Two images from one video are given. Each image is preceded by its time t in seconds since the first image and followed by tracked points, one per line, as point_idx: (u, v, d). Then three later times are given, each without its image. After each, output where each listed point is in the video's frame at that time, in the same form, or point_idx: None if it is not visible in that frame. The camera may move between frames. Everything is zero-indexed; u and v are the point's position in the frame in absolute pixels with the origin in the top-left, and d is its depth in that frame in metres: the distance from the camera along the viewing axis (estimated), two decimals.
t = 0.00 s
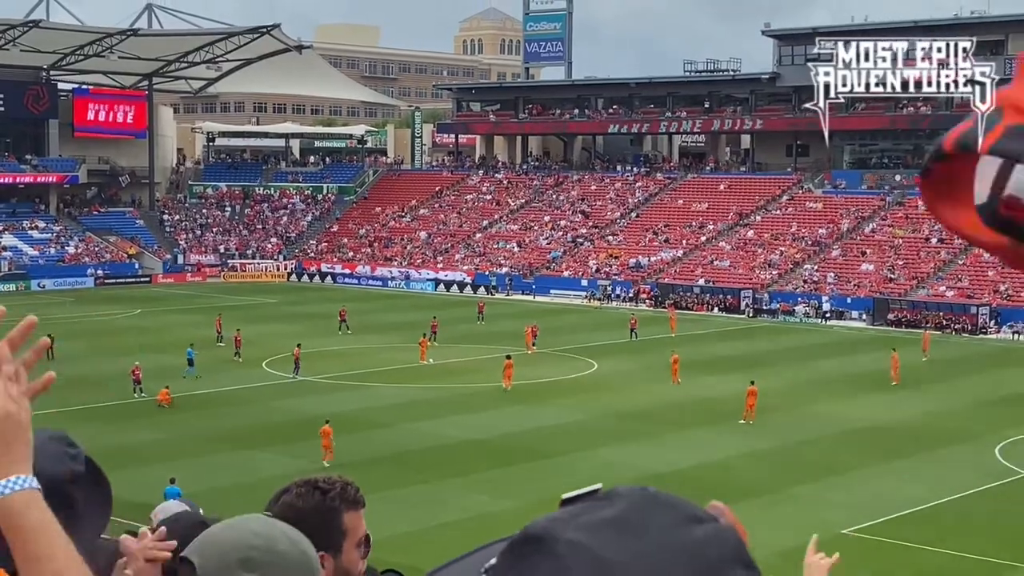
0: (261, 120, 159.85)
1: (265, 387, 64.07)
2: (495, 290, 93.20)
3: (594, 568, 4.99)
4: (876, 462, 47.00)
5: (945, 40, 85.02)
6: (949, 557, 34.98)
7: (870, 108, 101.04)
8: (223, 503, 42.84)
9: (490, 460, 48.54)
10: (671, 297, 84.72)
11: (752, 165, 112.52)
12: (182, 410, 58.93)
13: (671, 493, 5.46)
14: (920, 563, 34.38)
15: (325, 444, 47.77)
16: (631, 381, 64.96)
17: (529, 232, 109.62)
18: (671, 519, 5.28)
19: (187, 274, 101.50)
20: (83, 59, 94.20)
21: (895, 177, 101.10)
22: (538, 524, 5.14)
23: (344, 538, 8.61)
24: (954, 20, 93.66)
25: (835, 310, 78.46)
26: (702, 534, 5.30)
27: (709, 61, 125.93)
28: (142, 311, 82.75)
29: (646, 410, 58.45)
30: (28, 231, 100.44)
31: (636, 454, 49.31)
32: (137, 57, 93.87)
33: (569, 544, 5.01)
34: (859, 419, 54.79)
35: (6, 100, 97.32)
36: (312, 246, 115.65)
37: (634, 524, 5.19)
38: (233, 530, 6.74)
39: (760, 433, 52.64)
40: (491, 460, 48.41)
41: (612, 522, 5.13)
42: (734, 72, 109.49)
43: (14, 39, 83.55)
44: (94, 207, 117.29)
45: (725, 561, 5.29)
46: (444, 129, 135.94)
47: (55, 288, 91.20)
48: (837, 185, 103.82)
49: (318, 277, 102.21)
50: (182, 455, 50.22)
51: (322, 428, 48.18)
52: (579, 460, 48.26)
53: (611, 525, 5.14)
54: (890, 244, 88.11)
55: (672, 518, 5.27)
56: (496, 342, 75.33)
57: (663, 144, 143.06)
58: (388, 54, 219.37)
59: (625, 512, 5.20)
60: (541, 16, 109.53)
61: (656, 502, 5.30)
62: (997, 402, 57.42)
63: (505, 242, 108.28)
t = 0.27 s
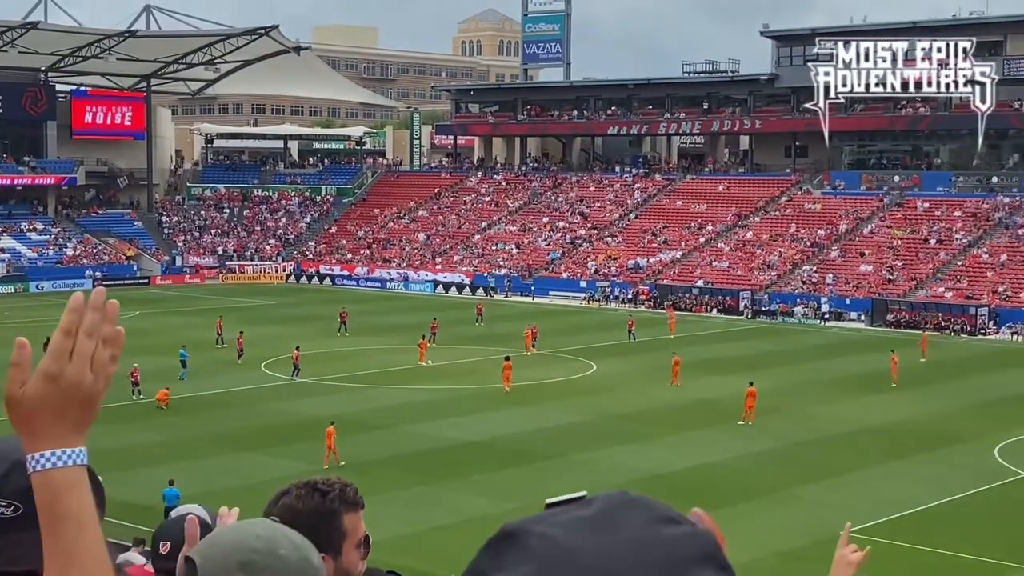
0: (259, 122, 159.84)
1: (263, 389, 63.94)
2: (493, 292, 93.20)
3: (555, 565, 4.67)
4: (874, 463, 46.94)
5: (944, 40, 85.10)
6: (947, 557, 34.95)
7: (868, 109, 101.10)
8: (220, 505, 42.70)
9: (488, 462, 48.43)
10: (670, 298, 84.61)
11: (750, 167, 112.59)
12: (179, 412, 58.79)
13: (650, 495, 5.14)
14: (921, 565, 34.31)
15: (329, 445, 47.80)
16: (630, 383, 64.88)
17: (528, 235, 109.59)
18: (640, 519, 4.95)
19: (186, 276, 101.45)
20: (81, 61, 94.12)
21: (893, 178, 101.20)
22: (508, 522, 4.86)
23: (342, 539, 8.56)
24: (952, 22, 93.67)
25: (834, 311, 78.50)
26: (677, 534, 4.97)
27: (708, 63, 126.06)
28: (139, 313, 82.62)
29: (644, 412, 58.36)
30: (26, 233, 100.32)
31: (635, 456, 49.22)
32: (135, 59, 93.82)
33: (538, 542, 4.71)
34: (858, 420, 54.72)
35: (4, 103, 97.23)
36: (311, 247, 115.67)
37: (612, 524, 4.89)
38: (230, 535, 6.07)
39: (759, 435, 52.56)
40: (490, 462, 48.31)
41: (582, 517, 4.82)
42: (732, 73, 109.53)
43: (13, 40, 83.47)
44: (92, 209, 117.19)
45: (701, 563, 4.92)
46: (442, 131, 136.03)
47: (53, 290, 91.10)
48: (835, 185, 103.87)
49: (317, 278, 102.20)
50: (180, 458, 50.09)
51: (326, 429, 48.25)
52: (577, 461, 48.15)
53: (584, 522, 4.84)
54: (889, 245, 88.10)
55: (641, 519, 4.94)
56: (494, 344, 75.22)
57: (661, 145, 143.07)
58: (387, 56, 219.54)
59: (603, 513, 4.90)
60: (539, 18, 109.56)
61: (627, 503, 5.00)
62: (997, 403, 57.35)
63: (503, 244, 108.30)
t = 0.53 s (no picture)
0: (257, 124, 159.75)
1: (261, 391, 63.92)
2: (492, 293, 93.21)
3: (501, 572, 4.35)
4: (872, 465, 46.97)
5: (944, 40, 85.16)
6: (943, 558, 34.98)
7: (867, 110, 101.16)
8: (218, 507, 42.67)
9: (486, 463, 48.43)
10: (668, 299, 84.62)
11: (748, 167, 112.57)
12: (177, 415, 58.76)
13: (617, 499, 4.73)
14: (919, 565, 34.27)
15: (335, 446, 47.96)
16: (627, 384, 64.90)
17: (526, 235, 109.53)
18: (598, 523, 4.54)
19: (184, 278, 101.43)
20: (79, 63, 94.11)
21: (891, 179, 101.20)
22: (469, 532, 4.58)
23: (343, 543, 8.60)
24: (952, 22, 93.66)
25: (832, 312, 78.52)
26: (633, 537, 4.53)
27: (706, 64, 126.08)
28: (138, 315, 82.64)
29: (642, 413, 58.38)
30: (24, 235, 100.35)
31: (632, 457, 49.22)
32: (133, 60, 93.80)
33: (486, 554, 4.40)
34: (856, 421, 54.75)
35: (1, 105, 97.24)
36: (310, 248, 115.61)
37: (569, 526, 4.51)
38: (236, 539, 6.30)
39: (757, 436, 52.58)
40: (488, 463, 48.31)
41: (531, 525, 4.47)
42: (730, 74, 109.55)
43: (10, 42, 83.38)
44: (90, 211, 117.15)
45: (652, 563, 4.49)
46: (440, 132, 135.99)
47: (52, 292, 91.02)
48: (833, 186, 103.89)
49: (315, 280, 102.13)
50: (178, 460, 50.06)
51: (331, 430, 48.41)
52: (576, 463, 48.15)
53: (540, 526, 4.45)
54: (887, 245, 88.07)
55: (598, 524, 4.53)
56: (492, 345, 75.23)
57: (659, 147, 143.08)
58: (385, 58, 219.54)
59: (563, 516, 4.53)
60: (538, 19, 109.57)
61: (589, 507, 4.61)
62: (995, 404, 57.36)
63: (501, 245, 108.25)
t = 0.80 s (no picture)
0: (255, 125, 159.86)
1: (259, 393, 63.92)
2: (490, 294, 93.30)
3: (537, 566, 4.40)
4: (873, 465, 46.99)
5: (944, 40, 85.20)
6: (944, 558, 35.02)
7: (864, 110, 101.30)
8: (218, 510, 42.65)
9: (485, 465, 48.43)
10: (667, 300, 84.67)
11: (746, 168, 112.64)
12: (175, 417, 58.75)
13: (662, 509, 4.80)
14: (918, 566, 34.33)
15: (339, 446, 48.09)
16: (626, 385, 64.89)
17: (524, 236, 109.53)
18: (638, 529, 4.61)
19: (183, 279, 101.44)
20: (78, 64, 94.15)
21: (889, 179, 101.17)
22: (512, 527, 4.64)
23: (344, 544, 8.61)
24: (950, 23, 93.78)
25: (830, 313, 78.47)
26: (669, 549, 4.59)
27: (703, 65, 126.06)
28: (137, 316, 82.68)
29: (640, 415, 58.36)
30: (22, 236, 100.37)
31: (632, 458, 49.20)
32: (132, 62, 93.84)
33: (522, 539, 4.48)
34: (854, 422, 54.79)
35: None
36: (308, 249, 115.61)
37: (607, 530, 4.58)
38: (246, 549, 5.85)
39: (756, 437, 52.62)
40: (487, 465, 48.31)
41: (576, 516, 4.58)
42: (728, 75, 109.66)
43: (9, 44, 83.37)
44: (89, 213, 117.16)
45: None
46: (438, 134, 136.08)
47: (50, 293, 91.07)
48: (830, 186, 103.80)
49: (313, 281, 102.15)
50: (177, 461, 50.04)
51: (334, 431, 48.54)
52: (575, 464, 48.16)
53: (580, 528, 4.54)
54: (885, 246, 88.12)
55: (637, 529, 4.60)
56: (491, 346, 75.29)
57: (657, 148, 143.17)
58: (383, 59, 219.66)
59: (603, 520, 4.60)
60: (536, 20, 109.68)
61: (630, 513, 4.67)
62: (994, 405, 57.43)
63: (500, 246, 108.13)
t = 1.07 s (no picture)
0: (253, 127, 159.87)
1: (258, 394, 63.94)
2: (489, 295, 93.33)
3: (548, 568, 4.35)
4: (872, 465, 47.01)
5: (944, 40, 85.23)
6: (945, 559, 35.02)
7: (863, 111, 101.39)
8: (217, 511, 42.66)
9: (484, 465, 48.45)
10: (665, 301, 84.66)
11: (744, 169, 112.67)
12: (174, 418, 58.77)
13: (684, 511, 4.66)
14: (919, 566, 34.31)
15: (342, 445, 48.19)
16: (625, 386, 64.93)
17: (523, 237, 109.49)
18: (652, 533, 4.51)
19: (181, 280, 101.42)
20: (77, 65, 94.11)
21: (887, 180, 100.68)
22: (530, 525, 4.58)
23: (345, 544, 8.63)
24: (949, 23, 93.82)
25: (829, 314, 78.23)
26: (682, 555, 4.47)
27: (702, 66, 126.06)
28: (135, 318, 82.67)
29: (639, 415, 58.40)
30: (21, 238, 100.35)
31: (631, 459, 49.22)
32: (130, 63, 93.80)
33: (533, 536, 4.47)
34: (853, 422, 54.81)
35: None
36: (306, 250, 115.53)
37: (621, 536, 4.48)
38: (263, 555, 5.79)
39: (755, 437, 52.65)
40: (487, 466, 48.33)
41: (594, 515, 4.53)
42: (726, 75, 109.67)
43: (7, 45, 83.31)
44: (87, 214, 117.10)
45: None
46: (437, 135, 136.08)
47: (49, 295, 91.05)
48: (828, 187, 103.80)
49: (312, 282, 102.07)
50: (176, 463, 50.04)
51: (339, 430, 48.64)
52: (574, 465, 48.19)
53: (593, 533, 4.46)
54: (883, 247, 88.12)
55: (652, 533, 4.50)
56: (490, 347, 75.30)
57: (656, 148, 143.21)
58: (382, 61, 219.72)
59: (616, 525, 4.50)
60: (534, 21, 109.67)
61: (645, 516, 4.56)
62: (993, 404, 57.48)
63: (499, 247, 108.07)
